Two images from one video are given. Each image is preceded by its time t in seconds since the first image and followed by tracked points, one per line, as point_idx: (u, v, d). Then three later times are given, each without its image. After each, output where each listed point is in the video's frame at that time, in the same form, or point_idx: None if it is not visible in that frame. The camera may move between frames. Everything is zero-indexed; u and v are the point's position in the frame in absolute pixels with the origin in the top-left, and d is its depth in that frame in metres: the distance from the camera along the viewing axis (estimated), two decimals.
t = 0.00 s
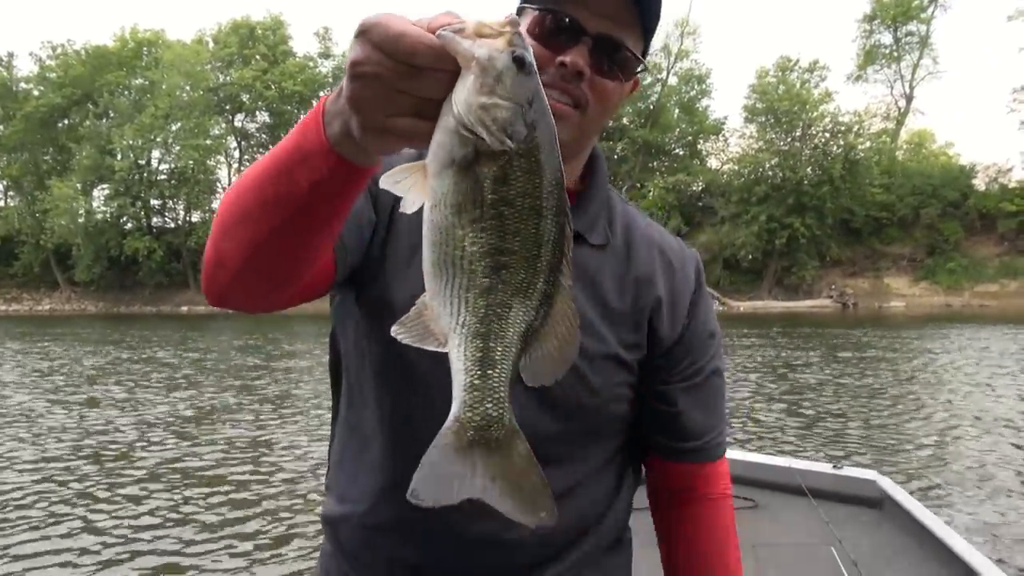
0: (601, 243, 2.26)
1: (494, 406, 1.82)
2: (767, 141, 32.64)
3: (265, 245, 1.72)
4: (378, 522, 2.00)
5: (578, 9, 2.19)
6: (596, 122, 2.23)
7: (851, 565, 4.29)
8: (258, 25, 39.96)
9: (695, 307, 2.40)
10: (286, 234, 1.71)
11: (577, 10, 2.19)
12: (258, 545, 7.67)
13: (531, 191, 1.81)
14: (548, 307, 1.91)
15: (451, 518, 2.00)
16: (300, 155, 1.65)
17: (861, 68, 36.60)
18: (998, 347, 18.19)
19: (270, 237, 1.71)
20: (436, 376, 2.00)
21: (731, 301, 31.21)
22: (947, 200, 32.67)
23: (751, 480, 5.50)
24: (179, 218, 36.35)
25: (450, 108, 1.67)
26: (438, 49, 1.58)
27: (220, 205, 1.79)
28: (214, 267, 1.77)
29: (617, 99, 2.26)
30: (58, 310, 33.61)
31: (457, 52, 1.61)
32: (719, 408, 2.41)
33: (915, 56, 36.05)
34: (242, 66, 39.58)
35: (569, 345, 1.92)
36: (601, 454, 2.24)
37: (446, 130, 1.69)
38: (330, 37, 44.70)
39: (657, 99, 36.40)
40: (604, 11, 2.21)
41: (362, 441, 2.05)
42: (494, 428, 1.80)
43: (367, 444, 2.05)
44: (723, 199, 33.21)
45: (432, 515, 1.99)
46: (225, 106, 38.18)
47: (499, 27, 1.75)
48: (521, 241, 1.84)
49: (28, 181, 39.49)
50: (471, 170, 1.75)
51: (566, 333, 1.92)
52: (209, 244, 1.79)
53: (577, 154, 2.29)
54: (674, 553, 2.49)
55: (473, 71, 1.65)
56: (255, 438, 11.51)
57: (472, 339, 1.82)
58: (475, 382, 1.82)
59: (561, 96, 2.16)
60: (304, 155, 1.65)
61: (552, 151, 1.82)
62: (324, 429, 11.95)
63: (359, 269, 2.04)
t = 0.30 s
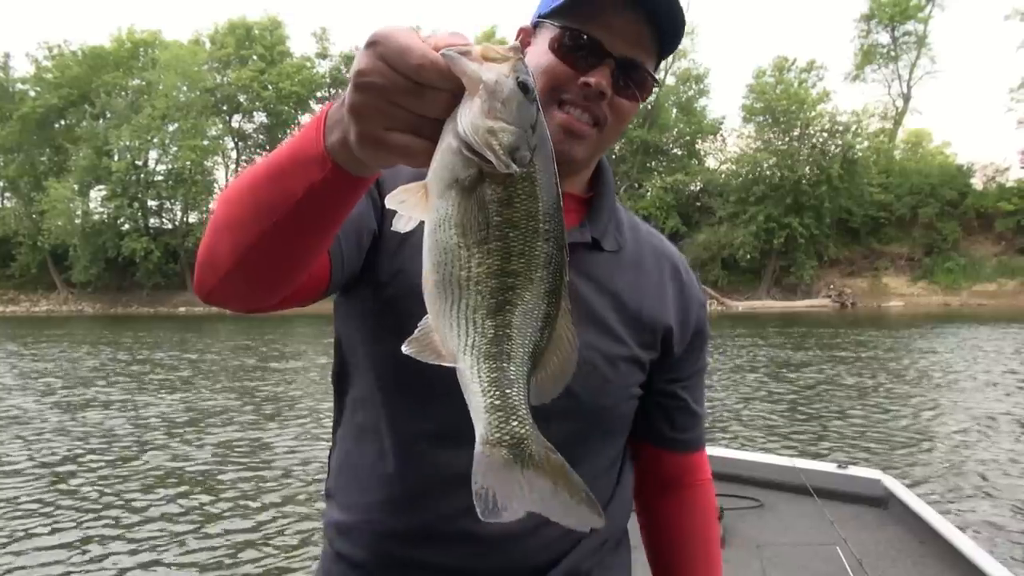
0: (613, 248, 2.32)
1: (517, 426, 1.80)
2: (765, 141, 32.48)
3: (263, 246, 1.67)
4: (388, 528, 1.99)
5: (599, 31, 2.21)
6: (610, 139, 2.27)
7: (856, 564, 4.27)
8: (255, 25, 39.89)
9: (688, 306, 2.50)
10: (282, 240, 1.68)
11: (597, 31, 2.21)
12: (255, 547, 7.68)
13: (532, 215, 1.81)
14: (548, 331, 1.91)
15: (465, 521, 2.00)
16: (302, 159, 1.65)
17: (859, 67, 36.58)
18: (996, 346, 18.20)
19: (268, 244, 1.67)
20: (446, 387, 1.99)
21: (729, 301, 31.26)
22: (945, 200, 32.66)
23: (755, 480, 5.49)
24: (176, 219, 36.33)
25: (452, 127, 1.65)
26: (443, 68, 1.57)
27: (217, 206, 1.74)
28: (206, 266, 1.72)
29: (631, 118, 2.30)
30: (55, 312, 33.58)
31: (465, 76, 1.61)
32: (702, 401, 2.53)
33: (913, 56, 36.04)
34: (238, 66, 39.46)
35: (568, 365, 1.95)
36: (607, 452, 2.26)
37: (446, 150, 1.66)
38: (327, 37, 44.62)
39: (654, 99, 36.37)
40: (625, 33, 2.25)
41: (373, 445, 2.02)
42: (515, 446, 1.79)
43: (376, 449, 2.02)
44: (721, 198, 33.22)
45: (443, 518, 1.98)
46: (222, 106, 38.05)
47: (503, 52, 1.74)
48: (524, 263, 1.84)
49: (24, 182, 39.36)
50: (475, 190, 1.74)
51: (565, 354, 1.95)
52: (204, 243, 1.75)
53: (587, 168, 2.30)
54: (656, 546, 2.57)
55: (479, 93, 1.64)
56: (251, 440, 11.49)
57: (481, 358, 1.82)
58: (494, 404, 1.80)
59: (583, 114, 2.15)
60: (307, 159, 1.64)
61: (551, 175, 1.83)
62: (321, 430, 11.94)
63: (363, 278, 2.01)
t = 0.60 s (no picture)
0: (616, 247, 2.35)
1: (525, 421, 1.90)
2: (764, 142, 32.36)
3: (289, 240, 1.73)
4: (400, 517, 2.06)
5: (615, 42, 2.45)
6: (623, 142, 2.48)
7: (860, 564, 4.26)
8: (254, 24, 39.83)
9: (692, 286, 2.51)
10: (304, 236, 1.73)
11: (615, 41, 2.45)
12: (254, 547, 7.64)
13: (548, 212, 1.87)
14: (563, 325, 1.99)
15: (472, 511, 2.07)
16: (326, 157, 1.69)
17: (858, 68, 36.59)
18: (995, 347, 18.20)
19: (290, 240, 1.72)
20: (457, 383, 2.08)
21: (728, 301, 31.28)
22: (944, 201, 32.58)
23: (759, 479, 5.47)
24: (174, 218, 36.27)
25: (472, 127, 1.70)
26: (463, 69, 1.61)
27: (242, 205, 1.81)
28: (235, 261, 1.79)
29: (640, 123, 2.53)
30: (53, 310, 33.50)
31: (485, 76, 1.66)
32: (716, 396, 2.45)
33: (912, 57, 36.07)
34: (237, 65, 39.38)
35: (586, 353, 2.01)
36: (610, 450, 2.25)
37: (465, 147, 1.72)
38: (325, 36, 44.56)
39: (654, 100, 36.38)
40: (640, 45, 2.50)
41: (381, 438, 2.10)
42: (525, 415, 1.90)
43: (386, 443, 2.09)
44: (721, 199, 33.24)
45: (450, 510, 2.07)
46: (221, 106, 37.93)
47: (522, 53, 1.80)
48: (540, 260, 1.90)
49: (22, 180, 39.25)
50: (493, 189, 1.80)
51: (582, 344, 2.00)
52: (231, 239, 1.81)
53: (601, 170, 2.48)
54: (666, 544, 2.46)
55: (498, 91, 1.69)
56: (250, 440, 11.45)
57: (500, 352, 1.90)
58: (508, 400, 1.88)
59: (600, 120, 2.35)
60: (331, 154, 1.68)
61: (567, 170, 1.88)
62: (321, 430, 11.92)
63: (377, 277, 2.07)
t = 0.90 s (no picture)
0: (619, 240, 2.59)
1: (557, 380, 2.01)
2: (764, 142, 32.38)
3: (320, 232, 1.92)
4: (406, 510, 2.29)
5: (625, 39, 2.46)
6: (633, 140, 2.52)
7: (865, 564, 4.25)
8: (253, 24, 39.79)
9: (691, 270, 2.65)
10: (336, 223, 1.91)
11: (625, 39, 2.46)
12: (255, 547, 7.62)
13: (572, 181, 2.05)
14: (589, 288, 2.18)
15: (472, 505, 2.29)
16: (355, 145, 1.86)
17: (858, 69, 36.60)
18: (994, 348, 18.21)
19: (327, 228, 1.91)
20: (467, 369, 2.29)
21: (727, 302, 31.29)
22: (944, 201, 32.57)
23: (763, 480, 5.47)
24: (173, 218, 36.22)
25: (497, 105, 1.87)
26: (483, 50, 1.78)
27: (276, 202, 2.00)
28: (272, 253, 1.98)
29: (650, 123, 2.54)
30: (52, 310, 33.45)
31: (504, 56, 1.82)
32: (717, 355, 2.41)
33: (911, 58, 36.06)
34: (236, 65, 39.31)
35: (617, 311, 2.18)
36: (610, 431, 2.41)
37: (491, 126, 1.90)
38: (324, 36, 44.49)
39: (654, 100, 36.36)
40: (651, 44, 2.50)
41: (391, 437, 2.35)
42: (557, 381, 2.00)
43: (395, 437, 2.34)
44: (720, 199, 33.27)
45: (451, 503, 2.28)
46: (220, 106, 37.84)
47: (540, 32, 1.96)
48: (566, 228, 2.08)
49: (20, 180, 39.16)
50: (520, 162, 1.98)
51: (610, 301, 2.19)
52: (268, 235, 2.01)
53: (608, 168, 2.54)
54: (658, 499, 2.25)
55: (519, 72, 1.85)
56: (249, 441, 11.44)
57: (529, 317, 2.06)
58: (539, 360, 2.02)
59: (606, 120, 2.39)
60: (365, 143, 1.85)
61: (587, 139, 2.06)
62: (321, 430, 11.92)
63: (396, 269, 2.32)
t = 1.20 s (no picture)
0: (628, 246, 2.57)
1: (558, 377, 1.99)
2: (762, 143, 32.43)
3: (328, 228, 1.91)
4: (411, 511, 2.29)
5: (630, 43, 2.46)
6: (640, 143, 2.51)
7: (866, 565, 4.25)
8: (249, 25, 39.76)
9: (697, 278, 2.64)
10: (344, 221, 1.91)
11: (630, 44, 2.46)
12: (253, 549, 7.60)
13: (576, 173, 2.04)
14: (594, 280, 2.18)
15: (476, 505, 2.28)
16: (364, 140, 1.86)
17: (854, 70, 36.66)
18: (990, 348, 18.24)
19: (336, 225, 1.90)
20: (473, 368, 2.29)
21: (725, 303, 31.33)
22: (941, 202, 32.63)
23: (765, 481, 5.46)
24: (169, 219, 36.14)
25: (503, 94, 1.87)
26: (489, 40, 1.78)
27: (285, 201, 2.00)
28: (282, 253, 1.98)
29: (658, 127, 2.53)
30: (47, 312, 33.37)
31: (508, 43, 1.82)
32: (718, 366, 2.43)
33: (908, 59, 36.12)
34: (233, 66, 39.24)
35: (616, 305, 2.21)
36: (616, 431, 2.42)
37: (497, 115, 1.89)
38: (321, 37, 44.46)
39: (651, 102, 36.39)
40: (655, 46, 2.49)
41: (397, 438, 2.35)
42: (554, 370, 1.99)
43: (403, 436, 2.34)
44: (718, 200, 33.31)
45: (454, 504, 2.27)
46: (216, 106, 37.80)
47: (545, 19, 1.95)
48: (570, 219, 2.08)
49: (16, 182, 39.10)
50: (525, 152, 1.97)
51: (611, 295, 2.22)
52: (276, 237, 2.01)
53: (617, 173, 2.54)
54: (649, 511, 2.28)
55: (525, 60, 1.85)
56: (247, 442, 11.40)
57: (531, 311, 2.08)
58: (533, 365, 2.05)
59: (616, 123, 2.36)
60: (374, 136, 1.85)
61: (593, 128, 2.04)
62: (318, 432, 11.89)
63: (405, 270, 2.31)
